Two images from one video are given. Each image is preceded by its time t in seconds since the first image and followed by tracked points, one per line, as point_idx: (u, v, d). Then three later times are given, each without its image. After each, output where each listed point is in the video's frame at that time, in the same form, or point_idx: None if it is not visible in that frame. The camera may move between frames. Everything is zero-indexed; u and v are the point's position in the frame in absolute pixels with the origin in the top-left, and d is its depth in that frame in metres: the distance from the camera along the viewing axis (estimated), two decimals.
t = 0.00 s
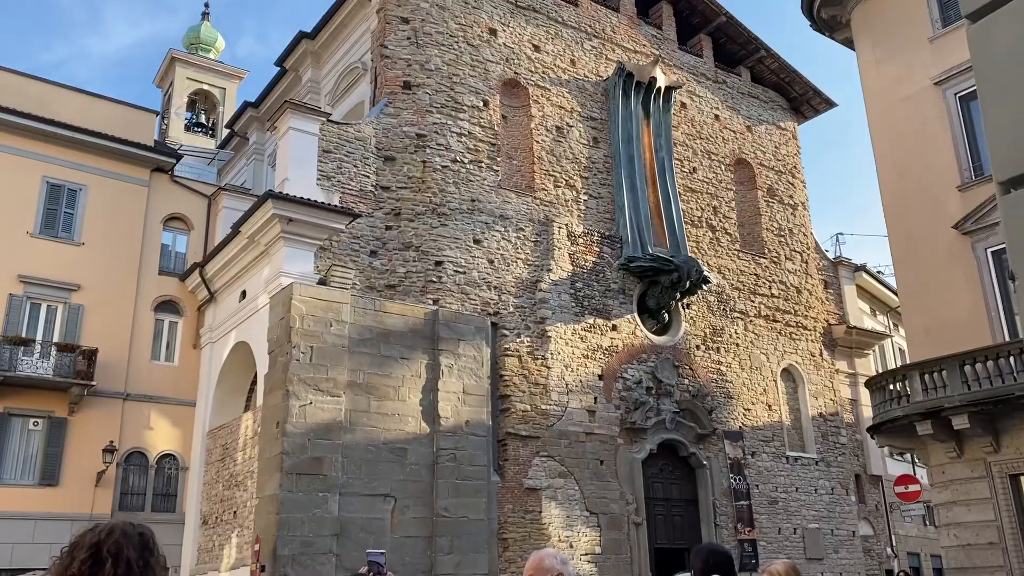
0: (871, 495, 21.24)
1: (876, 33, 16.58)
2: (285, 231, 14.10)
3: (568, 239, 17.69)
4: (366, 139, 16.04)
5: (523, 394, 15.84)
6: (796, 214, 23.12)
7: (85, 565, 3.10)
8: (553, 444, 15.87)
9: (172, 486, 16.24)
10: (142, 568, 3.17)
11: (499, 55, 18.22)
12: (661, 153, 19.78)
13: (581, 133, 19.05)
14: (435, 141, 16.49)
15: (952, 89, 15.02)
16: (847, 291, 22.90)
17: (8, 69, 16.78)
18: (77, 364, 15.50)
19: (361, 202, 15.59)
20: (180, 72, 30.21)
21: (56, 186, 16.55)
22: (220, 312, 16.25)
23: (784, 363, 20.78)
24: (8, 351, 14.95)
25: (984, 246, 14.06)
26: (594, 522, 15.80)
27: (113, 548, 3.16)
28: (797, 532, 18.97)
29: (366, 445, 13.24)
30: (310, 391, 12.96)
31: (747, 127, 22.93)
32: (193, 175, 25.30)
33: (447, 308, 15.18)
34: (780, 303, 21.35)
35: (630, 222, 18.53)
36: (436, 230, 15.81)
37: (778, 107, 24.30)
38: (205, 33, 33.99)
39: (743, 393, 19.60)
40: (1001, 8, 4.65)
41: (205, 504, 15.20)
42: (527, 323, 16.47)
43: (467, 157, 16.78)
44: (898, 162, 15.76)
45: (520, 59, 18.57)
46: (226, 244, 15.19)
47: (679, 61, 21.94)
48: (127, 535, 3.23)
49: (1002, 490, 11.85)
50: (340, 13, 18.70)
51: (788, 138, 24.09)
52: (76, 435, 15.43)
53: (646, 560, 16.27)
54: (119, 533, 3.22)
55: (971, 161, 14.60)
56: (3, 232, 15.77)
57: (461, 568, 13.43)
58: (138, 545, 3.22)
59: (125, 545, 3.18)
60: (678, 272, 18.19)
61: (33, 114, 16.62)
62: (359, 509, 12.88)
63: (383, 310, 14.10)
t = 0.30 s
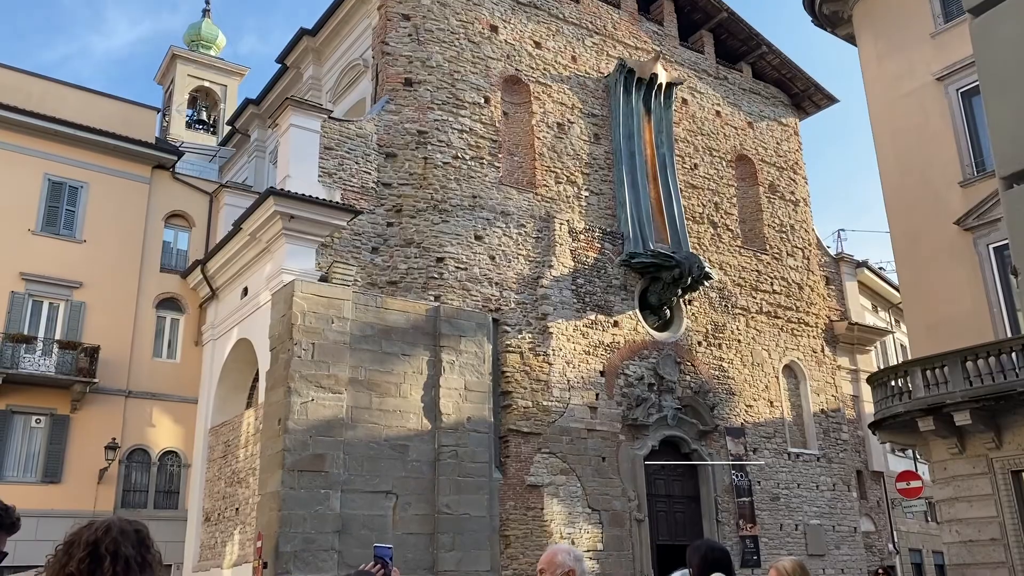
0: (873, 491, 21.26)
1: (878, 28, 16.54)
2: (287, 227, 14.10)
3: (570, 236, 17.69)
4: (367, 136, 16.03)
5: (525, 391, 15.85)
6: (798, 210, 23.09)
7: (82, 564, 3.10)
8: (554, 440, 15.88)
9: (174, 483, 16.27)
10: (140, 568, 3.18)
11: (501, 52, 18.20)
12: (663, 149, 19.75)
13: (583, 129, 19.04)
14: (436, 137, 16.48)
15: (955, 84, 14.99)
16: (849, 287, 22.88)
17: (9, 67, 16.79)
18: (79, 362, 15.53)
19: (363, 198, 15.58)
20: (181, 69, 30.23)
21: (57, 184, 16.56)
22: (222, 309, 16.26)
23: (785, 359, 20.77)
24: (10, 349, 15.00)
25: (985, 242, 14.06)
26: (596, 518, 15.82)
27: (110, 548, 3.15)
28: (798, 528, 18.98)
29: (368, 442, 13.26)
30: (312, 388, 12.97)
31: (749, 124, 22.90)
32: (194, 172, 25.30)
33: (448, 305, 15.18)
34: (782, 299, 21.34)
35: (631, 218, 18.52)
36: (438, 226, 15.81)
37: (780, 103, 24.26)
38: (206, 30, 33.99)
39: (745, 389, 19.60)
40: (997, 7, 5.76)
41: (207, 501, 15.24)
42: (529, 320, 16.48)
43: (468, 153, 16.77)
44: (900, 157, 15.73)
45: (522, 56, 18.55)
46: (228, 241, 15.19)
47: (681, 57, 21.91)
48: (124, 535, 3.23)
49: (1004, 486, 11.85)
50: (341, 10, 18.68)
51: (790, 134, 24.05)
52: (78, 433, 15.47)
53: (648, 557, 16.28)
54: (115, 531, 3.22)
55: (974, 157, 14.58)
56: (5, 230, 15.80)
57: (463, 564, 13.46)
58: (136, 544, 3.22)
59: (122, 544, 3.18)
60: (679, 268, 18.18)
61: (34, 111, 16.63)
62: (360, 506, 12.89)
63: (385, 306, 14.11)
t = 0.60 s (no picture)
0: (874, 473, 21.34)
1: (882, 9, 16.40)
2: (288, 210, 14.06)
3: (572, 219, 17.64)
4: (368, 118, 15.96)
5: (527, 374, 15.87)
6: (801, 192, 23.00)
7: (100, 550, 2.94)
8: (556, 423, 15.92)
9: (177, 465, 16.31)
10: (160, 558, 3.01)
11: (503, 34, 18.07)
12: (666, 132, 19.64)
13: (585, 112, 18.94)
14: (438, 120, 16.41)
15: (960, 65, 14.88)
16: (851, 270, 22.83)
17: (8, 49, 16.69)
18: (81, 345, 15.56)
19: (364, 181, 15.52)
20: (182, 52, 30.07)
21: (58, 167, 16.52)
22: (224, 292, 16.27)
23: (788, 342, 20.77)
24: (13, 332, 15.03)
25: (989, 225, 14.03)
26: (598, 500, 15.88)
27: (129, 535, 2.99)
28: (800, 510, 19.03)
29: (370, 425, 13.29)
30: (314, 371, 12.97)
31: (752, 106, 22.77)
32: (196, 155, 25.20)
33: (451, 288, 15.17)
34: (785, 282, 21.31)
35: (634, 200, 18.47)
36: (440, 209, 15.78)
37: (783, 84, 24.10)
38: (207, 12, 33.78)
39: (747, 372, 19.61)
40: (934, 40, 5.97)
41: (211, 484, 15.31)
42: (531, 303, 16.48)
43: (470, 136, 16.70)
44: (904, 140, 15.65)
45: (524, 37, 18.42)
46: (230, 224, 15.16)
47: (684, 39, 21.75)
48: (145, 521, 3.07)
49: (1006, 468, 11.85)
50: None
51: (793, 116, 23.92)
52: (82, 415, 15.52)
53: (650, 538, 16.35)
54: (136, 517, 3.06)
55: (978, 139, 14.50)
56: (6, 213, 15.78)
57: (465, 546, 13.52)
58: (155, 531, 3.07)
59: (142, 532, 3.02)
60: (681, 251, 18.15)
61: (35, 94, 16.56)
62: (363, 488, 12.94)
63: (387, 290, 14.10)
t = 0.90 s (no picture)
0: (878, 431, 21.46)
1: None
2: (294, 169, 14.00)
3: (579, 178, 17.54)
4: (373, 76, 15.79)
5: (533, 333, 15.93)
6: (810, 150, 22.79)
7: (111, 502, 2.70)
8: (562, 382, 16.00)
9: (187, 423, 16.45)
10: (174, 513, 2.77)
11: None
12: (674, 89, 19.39)
13: (592, 69, 18.73)
14: (443, 77, 16.25)
15: (973, 20, 14.62)
16: (859, 229, 22.71)
17: (9, 6, 16.53)
18: (90, 304, 15.65)
19: (370, 140, 15.42)
20: (185, 9, 29.72)
21: (63, 125, 16.45)
22: (231, 252, 16.31)
23: (794, 301, 20.76)
24: (22, 291, 15.12)
25: (999, 182, 13.92)
26: (603, 457, 16.02)
27: (142, 487, 2.75)
28: (804, 467, 19.19)
29: (378, 383, 13.38)
30: (322, 330, 13.03)
31: (762, 63, 22.46)
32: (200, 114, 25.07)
33: (457, 248, 15.16)
34: (792, 242, 21.22)
35: (641, 159, 18.34)
36: (445, 168, 15.69)
37: (793, 41, 23.74)
38: None
39: (753, 331, 19.65)
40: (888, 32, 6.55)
41: (221, 441, 15.51)
42: (537, 263, 16.48)
43: (476, 93, 16.54)
44: (915, 96, 15.44)
45: None
46: (236, 183, 15.13)
47: None
48: (159, 475, 2.84)
49: (1010, 426, 11.90)
50: None
51: (803, 73, 23.60)
52: (92, 373, 15.67)
53: (655, 494, 16.55)
54: (150, 469, 2.83)
55: (990, 96, 14.32)
56: (12, 172, 15.77)
57: (472, 501, 13.69)
58: (170, 485, 2.83)
59: (156, 486, 2.78)
60: (689, 210, 18.08)
61: (38, 51, 16.43)
62: (372, 445, 13.06)
63: (393, 249, 14.10)
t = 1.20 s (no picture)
0: (888, 375, 21.52)
1: None
2: (302, 112, 13.81)
3: (590, 120, 17.32)
4: (381, 15, 15.47)
5: (543, 278, 15.93)
6: (826, 92, 22.37)
7: (118, 442, 2.55)
8: (572, 326, 16.05)
9: (202, 365, 16.68)
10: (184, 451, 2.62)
11: None
12: (689, 29, 18.84)
13: (604, 8, 18.35)
14: (452, 16, 15.95)
15: None
16: (874, 173, 22.41)
17: None
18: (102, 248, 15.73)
19: (378, 81, 15.18)
20: None
21: (70, 68, 16.33)
22: (241, 195, 16.29)
23: (806, 245, 20.64)
24: (35, 235, 15.21)
25: (1017, 123, 13.68)
26: (612, 400, 16.15)
27: (147, 428, 2.59)
28: (812, 411, 19.30)
29: (389, 327, 13.45)
30: (333, 274, 13.04)
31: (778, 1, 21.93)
32: (207, 56, 24.82)
33: (467, 192, 15.08)
34: (806, 186, 21.00)
35: (654, 101, 18.06)
36: (455, 110, 15.50)
37: None
38: None
39: (765, 275, 19.58)
40: None
41: (235, 383, 15.73)
42: (548, 207, 16.39)
43: (485, 33, 16.25)
44: (935, 34, 15.06)
45: None
46: (245, 125, 14.97)
47: None
48: (163, 412, 2.65)
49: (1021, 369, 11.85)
50: None
51: (820, 12, 23.04)
52: (107, 316, 15.85)
53: (663, 436, 16.73)
54: (153, 407, 2.64)
55: (1012, 34, 13.98)
56: (21, 116, 15.72)
57: (483, 443, 13.86)
58: (175, 420, 2.66)
59: (160, 425, 2.61)
60: (702, 153, 17.88)
61: None
62: (384, 387, 13.21)
63: (402, 194, 14.04)
